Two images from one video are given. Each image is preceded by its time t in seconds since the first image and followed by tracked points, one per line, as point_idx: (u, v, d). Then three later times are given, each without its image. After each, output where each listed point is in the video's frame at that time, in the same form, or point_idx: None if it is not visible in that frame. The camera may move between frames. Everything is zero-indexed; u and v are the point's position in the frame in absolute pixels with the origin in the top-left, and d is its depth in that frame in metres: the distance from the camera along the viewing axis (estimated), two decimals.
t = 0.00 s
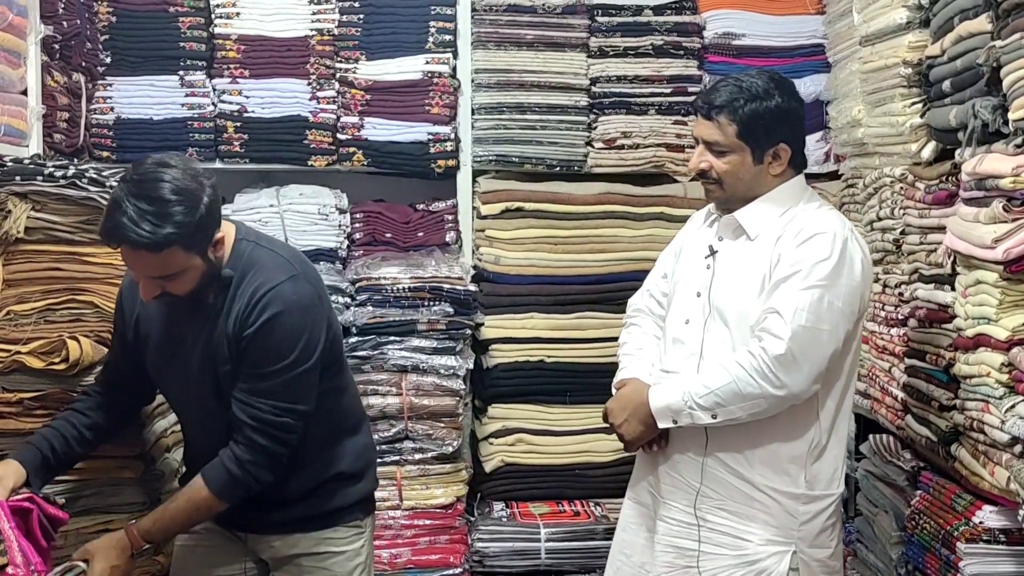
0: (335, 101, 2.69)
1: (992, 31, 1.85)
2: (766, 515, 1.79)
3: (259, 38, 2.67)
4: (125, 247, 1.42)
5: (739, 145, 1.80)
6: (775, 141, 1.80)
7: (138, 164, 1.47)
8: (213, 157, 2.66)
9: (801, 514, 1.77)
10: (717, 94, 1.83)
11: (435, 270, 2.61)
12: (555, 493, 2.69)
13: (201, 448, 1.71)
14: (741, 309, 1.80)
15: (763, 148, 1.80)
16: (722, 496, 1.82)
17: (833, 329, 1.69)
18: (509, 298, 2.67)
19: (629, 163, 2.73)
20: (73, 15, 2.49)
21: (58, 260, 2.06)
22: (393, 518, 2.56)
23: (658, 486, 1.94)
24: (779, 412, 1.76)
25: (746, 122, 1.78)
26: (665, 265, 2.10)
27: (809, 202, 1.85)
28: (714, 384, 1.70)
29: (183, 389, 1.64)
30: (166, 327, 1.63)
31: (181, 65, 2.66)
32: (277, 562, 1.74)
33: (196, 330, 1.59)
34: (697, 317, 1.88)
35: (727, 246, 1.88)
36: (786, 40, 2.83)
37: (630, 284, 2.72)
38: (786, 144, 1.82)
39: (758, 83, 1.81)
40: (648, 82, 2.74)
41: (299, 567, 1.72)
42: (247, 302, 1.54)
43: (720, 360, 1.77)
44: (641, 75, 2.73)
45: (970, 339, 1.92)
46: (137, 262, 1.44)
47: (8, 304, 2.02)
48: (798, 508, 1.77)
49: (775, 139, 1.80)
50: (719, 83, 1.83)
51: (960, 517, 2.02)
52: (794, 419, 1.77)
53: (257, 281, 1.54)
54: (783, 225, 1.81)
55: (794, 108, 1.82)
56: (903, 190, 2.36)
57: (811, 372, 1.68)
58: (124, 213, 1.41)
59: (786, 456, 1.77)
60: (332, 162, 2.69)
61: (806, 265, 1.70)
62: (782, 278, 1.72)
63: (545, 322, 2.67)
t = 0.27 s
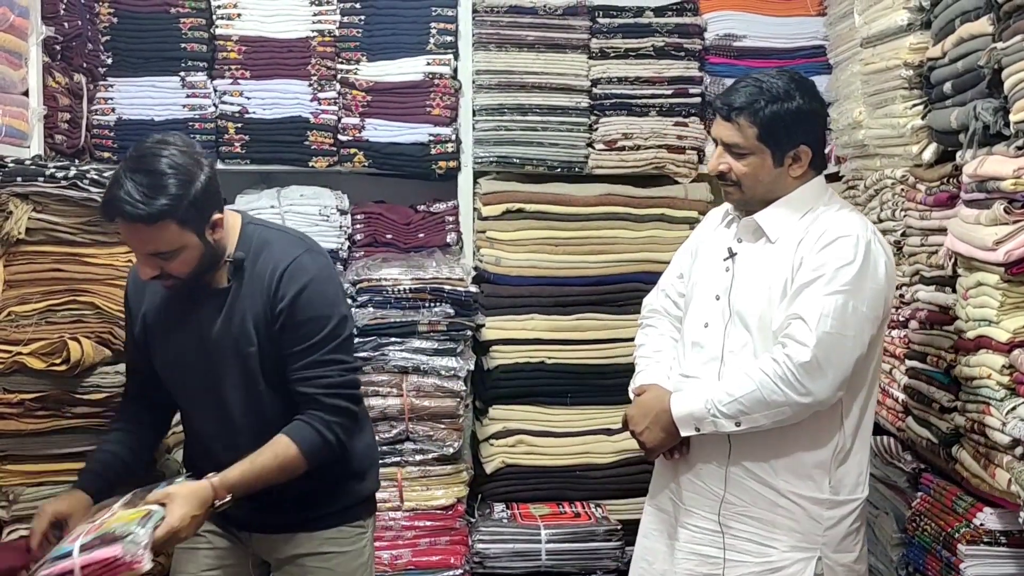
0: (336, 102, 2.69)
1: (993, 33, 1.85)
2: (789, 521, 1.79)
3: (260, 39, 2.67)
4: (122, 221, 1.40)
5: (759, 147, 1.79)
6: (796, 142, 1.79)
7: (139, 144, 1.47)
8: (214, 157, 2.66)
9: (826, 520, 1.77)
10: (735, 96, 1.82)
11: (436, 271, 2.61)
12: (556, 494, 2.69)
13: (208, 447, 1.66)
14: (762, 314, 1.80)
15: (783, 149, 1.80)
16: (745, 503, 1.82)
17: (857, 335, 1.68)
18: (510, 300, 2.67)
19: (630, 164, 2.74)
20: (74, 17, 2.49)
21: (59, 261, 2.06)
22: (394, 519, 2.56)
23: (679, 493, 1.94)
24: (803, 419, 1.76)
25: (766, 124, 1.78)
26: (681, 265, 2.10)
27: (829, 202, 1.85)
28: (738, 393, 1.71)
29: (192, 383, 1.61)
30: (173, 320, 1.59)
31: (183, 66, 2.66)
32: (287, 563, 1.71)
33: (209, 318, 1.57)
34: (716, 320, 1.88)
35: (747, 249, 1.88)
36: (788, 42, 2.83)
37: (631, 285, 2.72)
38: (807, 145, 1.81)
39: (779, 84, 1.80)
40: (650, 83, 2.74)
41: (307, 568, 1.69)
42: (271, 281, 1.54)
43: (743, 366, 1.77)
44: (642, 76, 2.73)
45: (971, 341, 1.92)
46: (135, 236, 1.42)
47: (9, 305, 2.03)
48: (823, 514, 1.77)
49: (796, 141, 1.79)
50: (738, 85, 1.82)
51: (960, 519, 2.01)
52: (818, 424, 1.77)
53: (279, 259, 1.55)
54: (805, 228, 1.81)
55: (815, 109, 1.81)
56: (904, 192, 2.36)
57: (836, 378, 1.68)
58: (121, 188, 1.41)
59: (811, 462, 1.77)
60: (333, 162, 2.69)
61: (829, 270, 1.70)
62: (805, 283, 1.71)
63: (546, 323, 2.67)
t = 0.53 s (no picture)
0: (337, 103, 2.68)
1: (994, 34, 1.85)
2: (805, 528, 1.79)
3: (262, 40, 2.67)
4: (156, 182, 1.46)
5: (772, 149, 1.80)
6: (808, 145, 1.80)
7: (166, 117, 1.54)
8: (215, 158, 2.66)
9: (841, 527, 1.77)
10: (747, 98, 1.82)
11: (437, 272, 2.60)
12: (556, 495, 2.69)
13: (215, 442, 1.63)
14: (777, 319, 1.80)
15: (796, 152, 1.80)
16: (760, 509, 1.82)
17: (874, 340, 1.68)
18: (512, 300, 2.67)
19: (630, 164, 2.73)
20: (75, 17, 2.51)
21: (60, 262, 2.07)
22: (394, 519, 2.55)
23: (693, 499, 1.94)
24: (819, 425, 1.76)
25: (778, 127, 1.78)
26: (696, 269, 2.11)
27: (845, 207, 1.84)
28: (754, 400, 1.70)
29: (214, 363, 1.60)
30: (197, 302, 1.60)
31: (183, 67, 2.66)
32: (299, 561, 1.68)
33: (241, 295, 1.59)
34: (732, 325, 1.87)
35: (762, 253, 1.87)
36: (788, 43, 2.83)
37: (631, 286, 2.72)
38: (820, 147, 1.81)
39: (791, 87, 1.80)
40: (651, 84, 2.74)
41: (323, 567, 1.65)
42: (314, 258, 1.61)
43: (758, 372, 1.77)
44: (643, 77, 2.73)
45: (972, 342, 1.92)
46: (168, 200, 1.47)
47: (10, 306, 2.03)
48: (838, 521, 1.77)
49: (809, 143, 1.80)
50: (749, 88, 1.82)
51: (961, 520, 2.01)
52: (834, 431, 1.77)
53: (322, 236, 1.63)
54: (821, 232, 1.80)
55: (829, 112, 1.81)
56: (905, 193, 2.35)
57: (853, 384, 1.68)
58: (153, 154, 1.46)
59: (826, 469, 1.77)
60: (333, 163, 2.68)
61: (845, 275, 1.69)
62: (821, 289, 1.71)
63: (546, 324, 2.67)
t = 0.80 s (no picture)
0: (337, 104, 2.68)
1: (995, 35, 1.85)
2: (808, 532, 1.78)
3: (262, 41, 2.66)
4: (230, 121, 1.52)
5: (780, 145, 1.80)
6: (818, 142, 1.80)
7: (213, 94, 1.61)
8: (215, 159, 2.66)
9: (845, 531, 1.77)
10: (758, 95, 1.84)
11: (438, 273, 2.60)
12: (557, 496, 2.69)
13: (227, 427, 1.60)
14: (784, 320, 1.80)
15: (805, 149, 1.80)
16: (762, 512, 1.82)
17: (881, 342, 1.68)
18: (513, 301, 2.67)
19: (631, 165, 2.73)
20: (75, 17, 2.53)
21: (60, 263, 2.07)
22: (395, 521, 2.55)
23: (696, 501, 1.94)
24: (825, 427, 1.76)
25: (787, 123, 1.79)
26: (706, 273, 2.11)
27: (852, 211, 1.84)
28: (758, 399, 1.70)
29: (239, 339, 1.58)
30: (227, 277, 1.59)
31: (183, 68, 2.66)
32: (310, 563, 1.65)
33: (274, 277, 1.59)
34: (739, 327, 1.88)
35: (770, 255, 1.87)
36: (789, 44, 2.83)
37: (631, 287, 2.72)
38: (829, 145, 1.81)
39: (801, 84, 1.81)
40: (651, 85, 2.74)
41: (336, 566, 1.62)
42: (351, 251, 1.63)
43: (763, 373, 1.76)
44: (643, 78, 2.73)
45: (972, 343, 1.92)
46: (242, 142, 1.51)
47: (10, 307, 2.02)
48: (841, 525, 1.77)
49: (818, 141, 1.80)
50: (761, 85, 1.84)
51: (962, 521, 2.01)
52: (839, 433, 1.77)
53: (361, 231, 1.66)
54: (829, 233, 1.80)
55: (838, 110, 1.81)
56: (905, 194, 2.35)
57: (858, 386, 1.68)
58: (222, 102, 1.52)
59: (831, 472, 1.77)
60: (334, 164, 2.67)
61: (852, 276, 1.69)
62: (827, 289, 1.71)
63: (547, 325, 2.67)
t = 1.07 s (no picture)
0: (337, 105, 2.68)
1: (995, 36, 1.85)
2: (804, 533, 1.78)
3: (262, 42, 2.66)
4: (283, 94, 1.63)
5: (776, 142, 1.82)
6: (813, 139, 1.81)
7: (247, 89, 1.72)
8: (216, 161, 2.66)
9: (841, 533, 1.77)
10: (756, 93, 1.86)
11: (438, 275, 2.61)
12: (558, 497, 2.69)
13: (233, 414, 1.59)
14: (781, 320, 1.80)
15: (800, 146, 1.82)
16: (758, 512, 1.82)
17: (877, 343, 1.68)
18: (512, 303, 2.66)
19: (632, 166, 2.73)
20: (75, 18, 2.54)
21: (61, 265, 2.07)
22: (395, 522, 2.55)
23: (693, 501, 1.95)
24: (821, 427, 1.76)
25: (782, 120, 1.81)
26: (704, 275, 2.11)
27: (852, 210, 1.84)
28: (754, 399, 1.70)
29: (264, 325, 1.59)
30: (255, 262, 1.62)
31: (184, 69, 2.66)
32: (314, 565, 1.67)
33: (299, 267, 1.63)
34: (736, 327, 1.88)
35: (768, 255, 1.88)
36: (789, 45, 2.83)
37: (632, 288, 2.71)
38: (825, 143, 1.82)
39: (798, 82, 1.83)
40: (652, 86, 2.74)
41: (343, 566, 1.64)
42: (376, 252, 1.71)
43: (760, 372, 1.77)
44: (644, 79, 2.73)
45: (973, 345, 1.92)
46: (290, 117, 1.62)
47: (10, 308, 2.03)
48: (838, 526, 1.77)
49: (814, 138, 1.81)
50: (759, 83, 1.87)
51: (962, 522, 2.01)
52: (835, 434, 1.77)
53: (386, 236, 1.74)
54: (827, 233, 1.80)
55: (835, 109, 1.82)
56: (905, 195, 2.35)
57: (854, 386, 1.67)
58: (268, 83, 1.63)
59: (827, 473, 1.77)
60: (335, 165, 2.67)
61: (849, 277, 1.69)
62: (824, 290, 1.71)
63: (547, 326, 2.67)
